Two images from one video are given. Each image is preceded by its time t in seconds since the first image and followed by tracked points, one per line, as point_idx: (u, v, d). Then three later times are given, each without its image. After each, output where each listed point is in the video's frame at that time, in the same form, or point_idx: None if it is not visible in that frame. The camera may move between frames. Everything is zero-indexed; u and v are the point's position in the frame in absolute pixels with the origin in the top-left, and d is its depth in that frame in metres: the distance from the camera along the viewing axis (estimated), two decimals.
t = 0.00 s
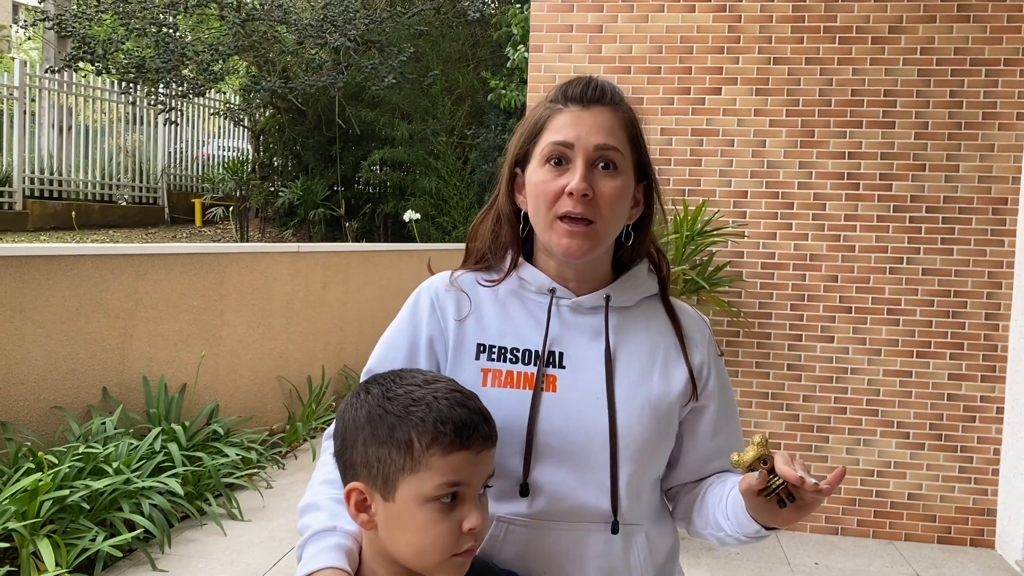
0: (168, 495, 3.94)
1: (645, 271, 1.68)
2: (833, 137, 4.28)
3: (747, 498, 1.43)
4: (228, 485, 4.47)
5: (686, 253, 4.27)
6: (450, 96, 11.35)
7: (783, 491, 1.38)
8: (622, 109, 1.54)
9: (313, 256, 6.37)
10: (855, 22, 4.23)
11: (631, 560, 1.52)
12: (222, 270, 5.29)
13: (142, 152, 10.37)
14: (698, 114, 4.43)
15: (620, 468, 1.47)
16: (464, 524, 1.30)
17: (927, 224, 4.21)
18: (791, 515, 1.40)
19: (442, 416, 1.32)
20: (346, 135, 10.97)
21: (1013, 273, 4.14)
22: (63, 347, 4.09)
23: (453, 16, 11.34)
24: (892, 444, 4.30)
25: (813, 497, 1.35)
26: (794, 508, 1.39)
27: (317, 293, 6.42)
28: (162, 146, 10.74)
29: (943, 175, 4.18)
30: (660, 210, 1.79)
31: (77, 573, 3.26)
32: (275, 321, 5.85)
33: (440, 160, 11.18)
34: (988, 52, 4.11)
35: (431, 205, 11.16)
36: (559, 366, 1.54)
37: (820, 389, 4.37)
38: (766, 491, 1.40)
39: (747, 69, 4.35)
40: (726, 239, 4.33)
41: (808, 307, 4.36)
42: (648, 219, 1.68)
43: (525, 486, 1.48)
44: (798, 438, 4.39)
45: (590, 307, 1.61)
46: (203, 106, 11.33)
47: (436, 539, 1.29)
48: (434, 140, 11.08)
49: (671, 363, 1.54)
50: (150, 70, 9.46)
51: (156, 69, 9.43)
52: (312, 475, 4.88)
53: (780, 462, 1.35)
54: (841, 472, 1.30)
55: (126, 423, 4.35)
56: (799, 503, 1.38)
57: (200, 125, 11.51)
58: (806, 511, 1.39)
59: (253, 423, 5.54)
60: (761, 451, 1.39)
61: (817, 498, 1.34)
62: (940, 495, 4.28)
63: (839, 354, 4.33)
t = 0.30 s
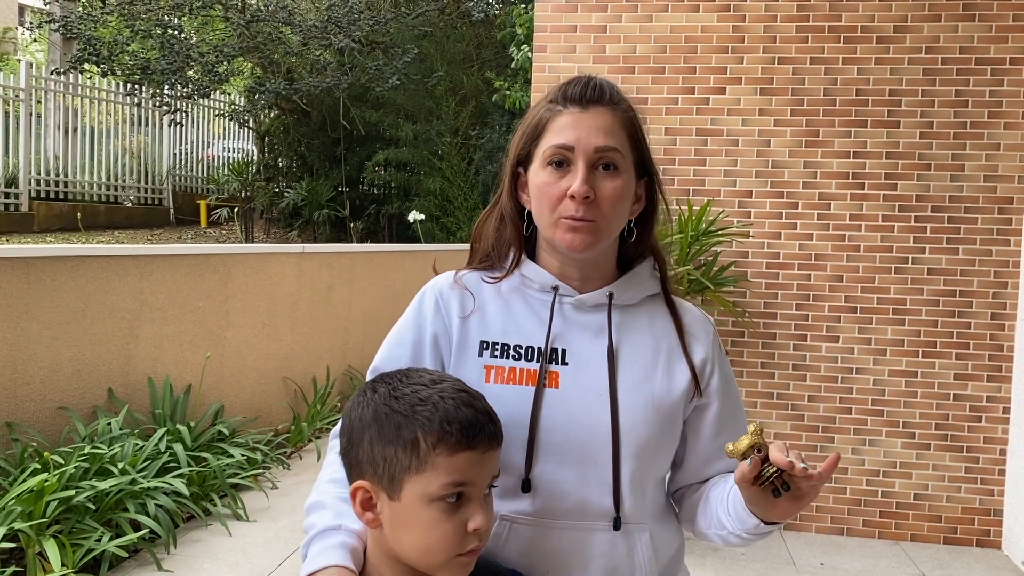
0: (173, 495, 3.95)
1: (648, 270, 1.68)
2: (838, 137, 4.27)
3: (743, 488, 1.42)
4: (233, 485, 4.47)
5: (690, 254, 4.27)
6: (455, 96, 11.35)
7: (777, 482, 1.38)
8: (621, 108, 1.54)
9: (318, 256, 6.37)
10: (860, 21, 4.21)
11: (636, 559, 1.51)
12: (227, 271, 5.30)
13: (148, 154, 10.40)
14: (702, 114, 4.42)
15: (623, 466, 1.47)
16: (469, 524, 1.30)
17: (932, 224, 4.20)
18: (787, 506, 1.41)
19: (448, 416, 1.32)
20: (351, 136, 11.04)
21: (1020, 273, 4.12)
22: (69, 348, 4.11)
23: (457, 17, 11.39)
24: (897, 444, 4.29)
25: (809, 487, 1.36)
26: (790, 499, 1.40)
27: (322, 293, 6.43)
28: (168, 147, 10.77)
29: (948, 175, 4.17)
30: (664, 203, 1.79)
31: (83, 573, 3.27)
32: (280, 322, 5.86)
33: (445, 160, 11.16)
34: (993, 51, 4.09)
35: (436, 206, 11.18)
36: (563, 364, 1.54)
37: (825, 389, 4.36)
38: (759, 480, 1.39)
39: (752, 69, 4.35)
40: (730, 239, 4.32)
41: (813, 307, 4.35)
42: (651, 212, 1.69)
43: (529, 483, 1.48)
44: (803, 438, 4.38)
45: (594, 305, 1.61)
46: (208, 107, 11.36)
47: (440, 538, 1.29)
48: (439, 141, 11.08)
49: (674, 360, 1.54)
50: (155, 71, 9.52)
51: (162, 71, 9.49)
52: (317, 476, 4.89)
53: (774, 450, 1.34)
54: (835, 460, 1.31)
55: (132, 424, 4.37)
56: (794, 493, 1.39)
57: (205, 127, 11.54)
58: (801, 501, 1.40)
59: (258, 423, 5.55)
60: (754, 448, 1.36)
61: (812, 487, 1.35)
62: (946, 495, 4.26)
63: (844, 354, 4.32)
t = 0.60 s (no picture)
0: (178, 496, 3.96)
1: (652, 271, 1.67)
2: (842, 137, 4.26)
3: (750, 489, 1.42)
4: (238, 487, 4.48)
5: (694, 254, 4.27)
6: (458, 97, 11.36)
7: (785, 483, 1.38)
8: (622, 109, 1.54)
9: (322, 257, 6.38)
10: (864, 21, 4.21)
11: (640, 558, 1.51)
12: (231, 273, 5.31)
13: (153, 155, 10.42)
14: (706, 115, 4.42)
15: (627, 466, 1.47)
16: (469, 526, 1.30)
17: (937, 224, 4.19)
18: (794, 506, 1.41)
19: (449, 417, 1.32)
20: (355, 138, 11.05)
21: None
22: (74, 350, 4.12)
23: (460, 18, 11.39)
24: (902, 445, 4.28)
25: (816, 489, 1.35)
26: (796, 500, 1.39)
27: (326, 294, 6.43)
28: (172, 149, 10.79)
29: (953, 175, 4.16)
30: (668, 204, 1.79)
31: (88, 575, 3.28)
32: (285, 323, 5.87)
33: (449, 161, 11.16)
34: (998, 51, 4.09)
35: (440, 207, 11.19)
36: (567, 364, 1.54)
37: (830, 389, 4.35)
38: (767, 481, 1.39)
39: (755, 69, 4.34)
40: (735, 240, 4.32)
41: (817, 307, 4.34)
42: (654, 213, 1.69)
43: (534, 483, 1.48)
44: (808, 439, 4.37)
45: (597, 306, 1.61)
46: (213, 109, 11.39)
47: (440, 539, 1.29)
48: (442, 142, 11.08)
49: (677, 361, 1.54)
50: (160, 73, 9.52)
51: (167, 72, 9.51)
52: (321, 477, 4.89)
53: (782, 452, 1.34)
54: (843, 462, 1.30)
55: (137, 425, 4.37)
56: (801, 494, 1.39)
57: (209, 128, 11.56)
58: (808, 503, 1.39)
59: (262, 424, 5.55)
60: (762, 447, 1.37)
61: (819, 488, 1.35)
62: (951, 496, 4.25)
63: (849, 355, 4.31)
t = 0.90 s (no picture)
0: (181, 498, 3.96)
1: (654, 272, 1.67)
2: (844, 138, 4.26)
3: (751, 492, 1.42)
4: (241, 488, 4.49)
5: (697, 256, 4.27)
6: (461, 99, 11.38)
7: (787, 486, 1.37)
8: (622, 112, 1.55)
9: (325, 259, 6.39)
10: (866, 22, 4.21)
11: (642, 558, 1.51)
12: (234, 275, 5.31)
13: (156, 157, 10.45)
14: (708, 116, 4.41)
15: (629, 467, 1.47)
16: (468, 527, 1.30)
17: (940, 225, 4.18)
18: (796, 508, 1.41)
19: (448, 419, 1.33)
20: (358, 139, 11.09)
21: None
22: (77, 353, 4.13)
23: (463, 20, 11.40)
24: (905, 446, 4.27)
25: (817, 492, 1.35)
26: (798, 502, 1.39)
27: (329, 296, 6.44)
28: (176, 151, 10.81)
29: (956, 175, 4.15)
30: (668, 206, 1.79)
31: None
32: (288, 325, 5.88)
33: (452, 163, 11.17)
34: (1001, 51, 4.08)
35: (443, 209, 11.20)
36: (569, 365, 1.54)
37: (833, 390, 4.34)
38: (769, 484, 1.39)
39: (758, 70, 4.34)
40: (737, 241, 4.32)
41: (821, 308, 4.34)
42: (655, 215, 1.69)
43: (536, 483, 1.48)
44: (812, 440, 4.36)
45: (599, 307, 1.61)
46: (216, 111, 11.41)
47: (440, 540, 1.30)
48: (445, 144, 11.08)
49: (679, 362, 1.54)
50: (163, 76, 9.49)
51: (169, 75, 9.47)
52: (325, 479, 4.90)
53: (783, 455, 1.34)
54: (846, 466, 1.30)
55: (140, 427, 4.38)
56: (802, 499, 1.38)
57: (213, 131, 11.59)
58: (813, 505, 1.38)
59: (266, 426, 5.56)
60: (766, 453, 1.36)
61: (821, 492, 1.34)
62: (955, 497, 4.25)
63: (852, 356, 4.31)
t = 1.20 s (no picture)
0: (184, 501, 3.97)
1: (654, 271, 1.67)
2: (847, 139, 4.26)
3: (749, 476, 1.42)
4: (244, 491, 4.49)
5: (699, 257, 4.26)
6: (463, 101, 11.38)
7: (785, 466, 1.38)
8: (622, 113, 1.55)
9: (328, 261, 6.39)
10: (868, 23, 4.21)
11: (644, 558, 1.51)
12: (237, 277, 5.32)
13: (159, 160, 10.46)
14: (710, 117, 4.41)
15: (630, 465, 1.47)
16: (469, 529, 1.30)
17: (942, 226, 4.18)
18: (795, 488, 1.41)
19: (450, 422, 1.33)
20: (360, 142, 11.11)
21: None
22: (80, 355, 4.13)
23: (465, 22, 11.41)
24: (908, 447, 4.26)
25: (815, 467, 1.37)
26: (796, 481, 1.40)
27: (331, 298, 6.44)
28: (178, 153, 10.83)
29: (958, 176, 4.15)
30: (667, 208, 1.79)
31: None
32: (290, 327, 5.88)
33: (454, 165, 11.18)
34: (1003, 51, 4.08)
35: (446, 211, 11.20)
36: (570, 364, 1.54)
37: (836, 391, 4.34)
38: (765, 464, 1.39)
39: (760, 71, 4.34)
40: (740, 243, 4.32)
41: (823, 310, 4.33)
42: (654, 216, 1.69)
43: (537, 483, 1.48)
44: (814, 441, 4.35)
45: (600, 307, 1.61)
46: (219, 114, 11.43)
47: (440, 542, 1.30)
48: (447, 145, 11.09)
49: (680, 360, 1.54)
50: (166, 79, 9.57)
51: (172, 77, 9.55)
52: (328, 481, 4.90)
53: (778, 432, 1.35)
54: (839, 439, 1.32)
55: (143, 430, 4.39)
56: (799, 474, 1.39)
57: (215, 133, 11.60)
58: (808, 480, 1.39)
59: (268, 428, 5.56)
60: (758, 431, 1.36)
61: (818, 466, 1.36)
62: (959, 499, 4.24)
63: (854, 357, 4.30)
